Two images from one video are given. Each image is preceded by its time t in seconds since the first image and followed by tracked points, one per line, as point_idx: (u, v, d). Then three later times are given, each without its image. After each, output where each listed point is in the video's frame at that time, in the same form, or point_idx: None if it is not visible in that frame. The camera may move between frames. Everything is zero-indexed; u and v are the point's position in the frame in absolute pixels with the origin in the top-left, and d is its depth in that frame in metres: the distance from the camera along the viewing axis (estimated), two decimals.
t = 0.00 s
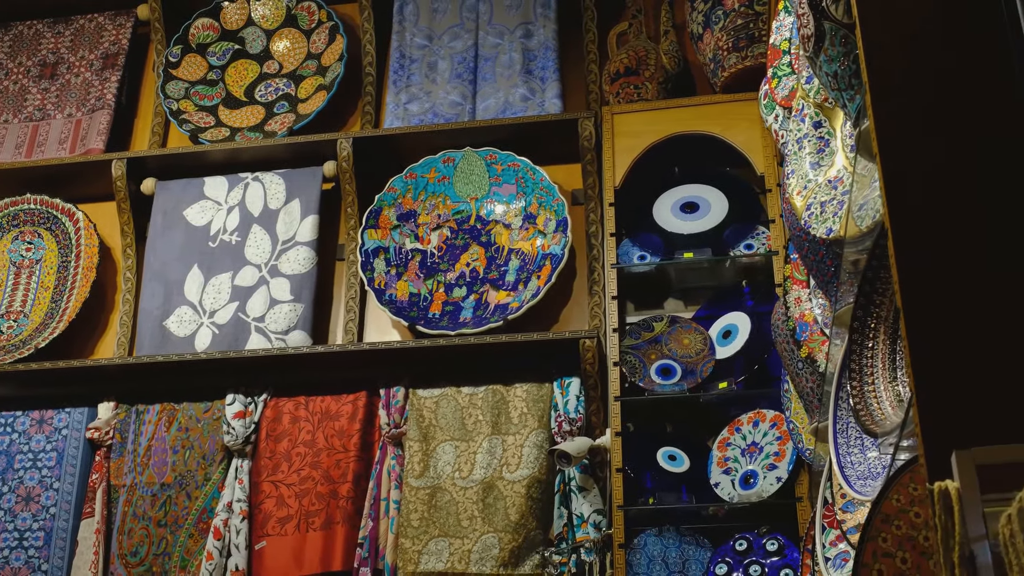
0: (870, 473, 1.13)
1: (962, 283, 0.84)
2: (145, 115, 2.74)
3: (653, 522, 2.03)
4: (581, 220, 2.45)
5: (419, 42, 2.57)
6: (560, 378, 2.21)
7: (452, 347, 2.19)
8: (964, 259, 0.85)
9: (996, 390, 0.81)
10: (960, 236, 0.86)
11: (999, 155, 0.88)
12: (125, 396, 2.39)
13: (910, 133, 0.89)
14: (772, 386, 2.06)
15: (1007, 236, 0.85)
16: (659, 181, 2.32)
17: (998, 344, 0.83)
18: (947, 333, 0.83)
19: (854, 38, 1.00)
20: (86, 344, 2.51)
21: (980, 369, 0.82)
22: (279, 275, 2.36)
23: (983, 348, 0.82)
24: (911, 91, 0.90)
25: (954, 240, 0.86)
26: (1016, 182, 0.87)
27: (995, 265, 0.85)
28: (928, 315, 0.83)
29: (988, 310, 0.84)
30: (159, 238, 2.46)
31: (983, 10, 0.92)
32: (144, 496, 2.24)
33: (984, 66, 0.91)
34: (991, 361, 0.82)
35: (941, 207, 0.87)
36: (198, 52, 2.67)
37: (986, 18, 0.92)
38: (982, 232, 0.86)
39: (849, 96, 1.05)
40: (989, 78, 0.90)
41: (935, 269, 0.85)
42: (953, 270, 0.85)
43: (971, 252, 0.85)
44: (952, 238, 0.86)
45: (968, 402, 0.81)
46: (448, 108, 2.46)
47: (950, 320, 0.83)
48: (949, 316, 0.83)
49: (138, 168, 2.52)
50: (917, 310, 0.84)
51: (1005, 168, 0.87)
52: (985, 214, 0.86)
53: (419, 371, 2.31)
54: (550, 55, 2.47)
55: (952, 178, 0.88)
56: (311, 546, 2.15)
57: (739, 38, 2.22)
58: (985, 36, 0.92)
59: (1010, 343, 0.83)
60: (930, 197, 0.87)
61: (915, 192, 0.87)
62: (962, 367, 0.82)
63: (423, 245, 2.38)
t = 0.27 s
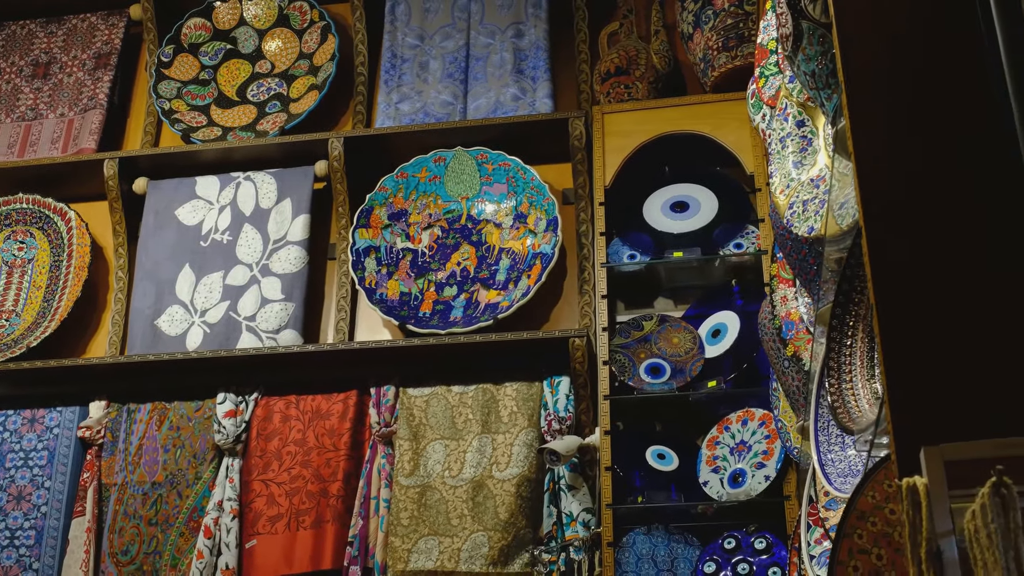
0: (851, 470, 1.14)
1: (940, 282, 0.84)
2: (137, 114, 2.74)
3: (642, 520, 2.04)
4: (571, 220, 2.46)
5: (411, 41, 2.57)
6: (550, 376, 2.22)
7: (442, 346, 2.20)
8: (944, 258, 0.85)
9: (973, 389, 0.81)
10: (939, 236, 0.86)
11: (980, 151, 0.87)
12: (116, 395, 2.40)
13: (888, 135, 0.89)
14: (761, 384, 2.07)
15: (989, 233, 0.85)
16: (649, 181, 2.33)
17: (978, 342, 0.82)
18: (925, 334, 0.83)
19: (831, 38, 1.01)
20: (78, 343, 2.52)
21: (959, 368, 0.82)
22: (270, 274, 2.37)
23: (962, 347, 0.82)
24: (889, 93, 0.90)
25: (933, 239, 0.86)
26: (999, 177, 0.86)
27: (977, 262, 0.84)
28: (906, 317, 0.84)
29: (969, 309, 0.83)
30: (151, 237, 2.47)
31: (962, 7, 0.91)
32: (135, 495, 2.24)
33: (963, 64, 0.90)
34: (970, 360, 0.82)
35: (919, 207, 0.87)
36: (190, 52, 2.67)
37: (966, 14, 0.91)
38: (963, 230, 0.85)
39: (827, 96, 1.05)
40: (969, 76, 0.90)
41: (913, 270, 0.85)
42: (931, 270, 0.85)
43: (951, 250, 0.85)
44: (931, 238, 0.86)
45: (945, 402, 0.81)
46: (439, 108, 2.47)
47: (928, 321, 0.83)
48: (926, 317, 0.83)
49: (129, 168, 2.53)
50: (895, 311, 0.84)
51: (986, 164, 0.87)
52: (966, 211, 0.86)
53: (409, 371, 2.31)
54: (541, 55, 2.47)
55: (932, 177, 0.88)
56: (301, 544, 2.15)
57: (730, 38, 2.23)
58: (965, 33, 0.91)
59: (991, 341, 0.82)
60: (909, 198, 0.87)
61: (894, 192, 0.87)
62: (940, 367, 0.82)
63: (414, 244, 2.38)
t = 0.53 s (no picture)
0: (829, 468, 1.17)
1: (921, 281, 0.84)
2: (130, 114, 2.75)
3: (630, 519, 2.04)
4: (561, 219, 2.46)
5: (402, 41, 2.58)
6: (540, 376, 2.22)
7: (432, 346, 2.20)
8: (924, 256, 0.85)
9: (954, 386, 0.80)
10: (919, 234, 0.85)
11: (959, 150, 0.87)
12: (107, 394, 2.40)
13: (867, 135, 0.90)
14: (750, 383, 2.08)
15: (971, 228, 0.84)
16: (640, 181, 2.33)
17: (959, 339, 0.82)
18: (904, 333, 0.83)
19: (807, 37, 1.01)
20: (70, 342, 2.53)
21: (939, 366, 0.81)
22: (261, 274, 2.37)
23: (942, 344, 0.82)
24: (867, 94, 0.91)
25: (913, 238, 0.85)
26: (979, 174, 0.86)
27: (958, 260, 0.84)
28: (886, 316, 0.83)
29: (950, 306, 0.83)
30: (143, 236, 2.47)
31: (939, 9, 0.92)
32: (126, 493, 2.25)
33: (941, 65, 0.91)
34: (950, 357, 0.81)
35: (899, 206, 0.87)
36: (182, 52, 2.68)
37: (943, 17, 0.92)
38: (943, 228, 0.85)
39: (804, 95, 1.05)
40: (947, 76, 0.90)
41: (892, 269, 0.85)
42: (911, 269, 0.85)
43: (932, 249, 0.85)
44: (911, 238, 0.85)
45: (924, 400, 0.80)
46: (430, 107, 2.48)
47: (907, 319, 0.83)
48: (906, 315, 0.83)
49: (121, 167, 2.53)
50: (875, 310, 0.84)
51: (966, 161, 0.87)
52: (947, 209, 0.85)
53: (399, 370, 2.32)
54: (531, 55, 2.48)
55: (911, 176, 0.87)
56: (291, 542, 2.16)
57: (719, 38, 2.23)
58: (942, 34, 0.92)
59: (973, 338, 0.81)
60: (889, 197, 0.87)
61: (873, 192, 0.87)
62: (919, 365, 0.82)
63: (405, 244, 2.38)
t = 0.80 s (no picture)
0: (811, 466, 1.18)
1: (896, 278, 0.84)
2: (123, 114, 2.76)
3: (619, 517, 2.05)
4: (552, 219, 2.47)
5: (394, 41, 2.59)
6: (530, 374, 2.23)
7: (422, 345, 2.21)
8: (899, 252, 0.84)
9: (929, 384, 0.80)
10: (894, 232, 0.85)
11: (932, 151, 0.88)
12: (99, 392, 2.41)
13: (843, 129, 0.89)
14: (740, 382, 2.08)
15: (943, 230, 0.85)
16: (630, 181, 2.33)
17: (934, 337, 0.81)
18: (880, 328, 0.82)
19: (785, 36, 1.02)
20: (63, 341, 2.53)
21: (914, 363, 0.81)
22: (253, 273, 2.38)
23: (917, 342, 0.81)
24: (842, 92, 0.90)
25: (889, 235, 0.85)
26: (952, 176, 0.87)
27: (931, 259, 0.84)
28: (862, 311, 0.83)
29: (923, 304, 0.82)
30: (135, 235, 2.48)
31: (912, 10, 0.93)
32: (118, 492, 2.25)
33: (914, 65, 0.91)
34: (925, 355, 0.81)
35: (874, 204, 0.86)
36: (175, 52, 2.68)
37: (915, 18, 0.93)
38: (917, 226, 0.85)
39: (782, 95, 1.06)
40: (920, 77, 0.91)
41: (868, 267, 0.84)
42: (886, 266, 0.84)
43: (906, 247, 0.84)
44: (886, 235, 0.85)
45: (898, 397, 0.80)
46: (421, 107, 2.48)
47: (882, 316, 0.82)
48: (881, 313, 0.82)
49: (114, 167, 2.54)
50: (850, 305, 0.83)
51: (938, 163, 0.87)
52: (920, 208, 0.86)
53: (390, 369, 2.33)
54: (523, 54, 2.49)
55: (886, 174, 0.87)
56: (282, 541, 2.17)
57: (709, 37, 2.23)
58: (912, 34, 0.92)
59: (947, 336, 0.81)
60: (864, 195, 0.86)
61: (848, 189, 0.87)
62: (894, 363, 0.81)
63: (396, 243, 2.39)
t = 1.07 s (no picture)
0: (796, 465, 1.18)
1: (878, 278, 0.83)
2: (118, 114, 2.77)
3: (611, 517, 2.04)
4: (545, 219, 2.48)
5: (388, 42, 2.60)
6: (523, 374, 2.24)
7: (415, 345, 2.21)
8: (881, 252, 0.84)
9: (907, 384, 0.80)
10: (876, 231, 0.85)
11: (911, 152, 0.87)
12: (93, 392, 2.42)
13: (826, 127, 0.89)
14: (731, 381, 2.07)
15: (921, 231, 0.85)
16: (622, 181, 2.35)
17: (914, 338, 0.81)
18: (862, 328, 0.81)
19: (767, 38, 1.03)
20: (57, 341, 2.54)
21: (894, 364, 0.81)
22: (247, 273, 2.39)
23: (896, 342, 0.81)
24: (827, 90, 0.90)
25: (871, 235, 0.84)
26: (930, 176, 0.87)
27: (910, 260, 0.84)
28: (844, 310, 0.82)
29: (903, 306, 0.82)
30: (129, 236, 2.49)
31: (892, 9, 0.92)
32: (112, 492, 2.26)
33: (895, 66, 0.91)
34: (905, 355, 0.81)
35: (855, 203, 0.86)
36: (170, 52, 2.69)
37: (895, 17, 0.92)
38: (897, 227, 0.85)
39: (765, 96, 1.07)
40: (901, 77, 0.91)
41: (849, 266, 0.84)
42: (867, 265, 0.84)
43: (887, 247, 0.84)
44: (869, 235, 0.84)
45: (880, 397, 0.79)
46: (415, 108, 2.49)
47: (864, 315, 0.82)
48: (863, 313, 0.82)
49: (108, 167, 2.54)
50: (833, 304, 0.82)
51: (917, 163, 0.87)
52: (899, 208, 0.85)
53: (383, 369, 2.34)
54: (516, 55, 2.50)
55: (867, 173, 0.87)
56: (276, 540, 2.17)
57: (701, 39, 2.23)
58: (895, 33, 0.92)
59: (925, 337, 0.81)
60: (846, 194, 0.86)
61: (830, 187, 0.86)
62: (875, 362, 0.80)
63: (390, 244, 2.39)
